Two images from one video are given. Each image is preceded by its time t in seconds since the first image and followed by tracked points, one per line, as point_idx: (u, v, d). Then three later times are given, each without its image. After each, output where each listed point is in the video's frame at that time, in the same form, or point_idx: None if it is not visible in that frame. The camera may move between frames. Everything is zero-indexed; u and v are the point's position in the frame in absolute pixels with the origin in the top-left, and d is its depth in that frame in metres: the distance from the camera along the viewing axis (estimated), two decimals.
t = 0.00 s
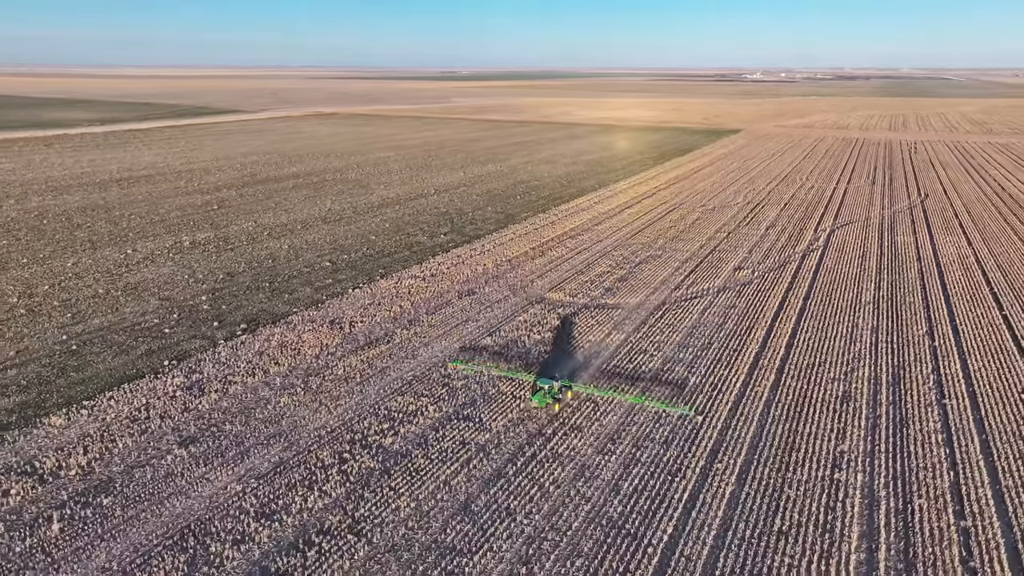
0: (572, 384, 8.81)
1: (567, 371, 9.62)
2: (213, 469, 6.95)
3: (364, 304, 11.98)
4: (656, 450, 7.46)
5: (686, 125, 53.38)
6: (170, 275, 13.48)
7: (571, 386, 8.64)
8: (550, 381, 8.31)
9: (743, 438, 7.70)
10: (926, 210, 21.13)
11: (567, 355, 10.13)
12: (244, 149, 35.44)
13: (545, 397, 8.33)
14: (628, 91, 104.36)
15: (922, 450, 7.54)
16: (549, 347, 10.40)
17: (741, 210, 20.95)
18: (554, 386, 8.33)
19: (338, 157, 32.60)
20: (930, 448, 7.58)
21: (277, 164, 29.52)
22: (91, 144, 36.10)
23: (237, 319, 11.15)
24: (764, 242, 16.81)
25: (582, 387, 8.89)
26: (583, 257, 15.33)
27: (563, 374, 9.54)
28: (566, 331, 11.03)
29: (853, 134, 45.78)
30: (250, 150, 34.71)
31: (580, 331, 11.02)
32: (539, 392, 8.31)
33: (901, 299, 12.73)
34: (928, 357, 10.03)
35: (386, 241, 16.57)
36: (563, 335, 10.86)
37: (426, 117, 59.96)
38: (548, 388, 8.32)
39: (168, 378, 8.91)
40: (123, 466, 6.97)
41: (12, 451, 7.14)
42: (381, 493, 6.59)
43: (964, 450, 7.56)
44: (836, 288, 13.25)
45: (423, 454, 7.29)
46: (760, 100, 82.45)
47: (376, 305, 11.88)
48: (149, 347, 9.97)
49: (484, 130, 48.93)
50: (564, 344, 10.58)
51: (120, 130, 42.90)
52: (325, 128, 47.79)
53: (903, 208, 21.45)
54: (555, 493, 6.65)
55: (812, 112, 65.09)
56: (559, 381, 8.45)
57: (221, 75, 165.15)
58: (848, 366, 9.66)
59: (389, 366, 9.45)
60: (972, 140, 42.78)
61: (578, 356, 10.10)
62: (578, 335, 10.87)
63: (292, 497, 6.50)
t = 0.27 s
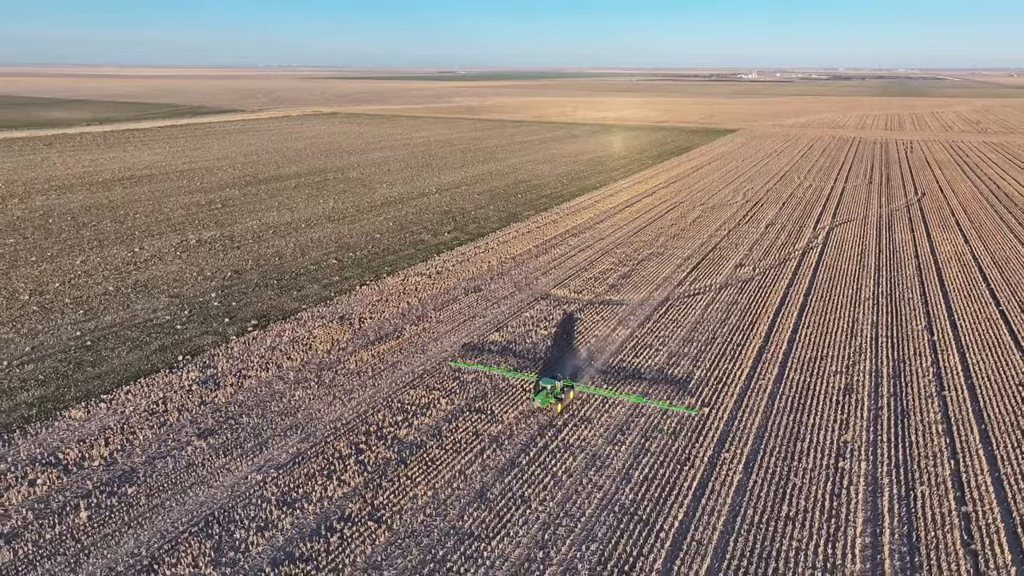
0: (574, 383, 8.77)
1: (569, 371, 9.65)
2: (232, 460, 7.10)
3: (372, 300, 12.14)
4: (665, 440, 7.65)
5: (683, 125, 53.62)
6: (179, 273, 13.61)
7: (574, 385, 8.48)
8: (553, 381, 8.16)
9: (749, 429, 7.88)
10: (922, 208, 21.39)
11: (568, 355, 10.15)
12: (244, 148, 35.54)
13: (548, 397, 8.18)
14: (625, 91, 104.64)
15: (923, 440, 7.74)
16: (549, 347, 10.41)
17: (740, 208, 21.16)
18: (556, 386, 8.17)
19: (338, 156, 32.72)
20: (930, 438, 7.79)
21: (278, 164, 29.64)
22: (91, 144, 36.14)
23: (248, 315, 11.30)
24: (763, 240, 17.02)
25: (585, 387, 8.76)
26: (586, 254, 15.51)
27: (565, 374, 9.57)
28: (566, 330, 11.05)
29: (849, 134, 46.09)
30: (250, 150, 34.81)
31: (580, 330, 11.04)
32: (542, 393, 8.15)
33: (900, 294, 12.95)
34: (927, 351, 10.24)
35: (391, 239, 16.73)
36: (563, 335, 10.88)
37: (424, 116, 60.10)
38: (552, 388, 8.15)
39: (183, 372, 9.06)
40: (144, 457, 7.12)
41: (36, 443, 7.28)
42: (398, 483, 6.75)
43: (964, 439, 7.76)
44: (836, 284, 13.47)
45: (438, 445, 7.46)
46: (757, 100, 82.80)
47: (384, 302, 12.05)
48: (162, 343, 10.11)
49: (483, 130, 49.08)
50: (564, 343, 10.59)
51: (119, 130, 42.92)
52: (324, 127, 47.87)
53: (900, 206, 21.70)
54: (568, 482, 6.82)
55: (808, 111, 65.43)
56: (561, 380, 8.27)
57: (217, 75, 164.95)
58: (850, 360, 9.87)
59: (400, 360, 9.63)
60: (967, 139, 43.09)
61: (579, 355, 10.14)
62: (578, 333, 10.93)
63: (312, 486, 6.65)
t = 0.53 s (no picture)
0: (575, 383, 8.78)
1: (570, 371, 9.63)
2: (251, 451, 7.26)
3: (379, 297, 12.31)
4: (672, 431, 7.84)
5: (680, 125, 53.87)
6: (186, 271, 13.74)
7: (575, 385, 8.51)
8: (555, 381, 8.17)
9: (754, 420, 8.08)
10: (918, 206, 21.67)
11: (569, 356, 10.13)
12: (243, 148, 35.64)
13: (550, 396, 8.18)
14: (621, 91, 104.96)
15: (923, 430, 7.95)
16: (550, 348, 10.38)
17: (739, 207, 21.39)
18: (558, 386, 8.19)
19: (337, 156, 32.87)
20: (930, 428, 8.00)
21: (278, 163, 29.74)
22: (90, 143, 36.18)
23: (257, 312, 11.44)
24: (763, 238, 17.25)
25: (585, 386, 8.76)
26: (588, 252, 15.71)
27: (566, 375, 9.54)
28: (566, 331, 11.03)
29: (844, 133, 46.45)
30: (249, 150, 34.91)
31: (580, 332, 11.01)
32: (544, 392, 8.14)
33: (898, 290, 13.19)
34: (926, 345, 10.46)
35: (395, 237, 16.89)
36: (563, 335, 10.86)
37: (422, 116, 60.26)
38: (554, 388, 8.14)
39: (198, 367, 9.21)
40: (164, 449, 7.27)
41: (57, 435, 7.43)
42: (414, 472, 6.92)
43: (963, 429, 7.97)
44: (835, 280, 13.69)
45: (451, 436, 7.64)
46: (752, 100, 83.19)
47: (392, 298, 12.23)
48: (174, 339, 10.26)
49: (480, 130, 49.25)
50: (565, 344, 10.57)
51: (118, 130, 42.95)
52: (322, 127, 47.98)
53: (896, 205, 21.97)
54: (579, 471, 7.00)
55: (804, 111, 65.82)
56: (563, 380, 8.27)
57: (212, 75, 164.69)
58: (850, 353, 10.08)
59: (410, 354, 9.83)
60: (961, 138, 43.43)
61: (579, 356, 10.11)
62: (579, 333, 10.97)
63: (331, 475, 6.81)
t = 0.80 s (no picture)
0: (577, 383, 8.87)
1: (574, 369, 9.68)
2: (269, 442, 7.42)
3: (387, 293, 12.49)
4: (680, 422, 8.03)
5: (676, 124, 54.12)
6: (194, 269, 13.87)
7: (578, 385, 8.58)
8: (558, 381, 8.26)
9: (759, 411, 8.27)
10: (915, 204, 21.93)
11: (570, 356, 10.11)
12: (243, 148, 35.73)
13: (553, 396, 8.26)
14: (618, 91, 105.24)
15: (923, 420, 8.16)
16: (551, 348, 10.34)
17: (738, 205, 21.62)
18: (561, 385, 8.28)
19: (338, 156, 33.00)
20: (930, 418, 8.21)
21: (279, 163, 29.86)
22: (90, 143, 36.22)
23: (267, 308, 11.59)
24: (762, 235, 17.47)
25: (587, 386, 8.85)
26: (591, 250, 15.89)
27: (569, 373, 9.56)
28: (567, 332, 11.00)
29: (840, 133, 46.78)
30: (249, 149, 35.00)
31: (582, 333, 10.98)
32: (547, 392, 8.22)
33: (897, 286, 13.41)
34: (925, 339, 10.68)
35: (399, 235, 17.06)
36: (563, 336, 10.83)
37: (420, 116, 60.40)
38: (556, 388, 8.23)
39: (212, 362, 9.37)
40: (184, 441, 7.42)
41: (78, 428, 7.58)
42: (430, 461, 7.09)
43: (962, 420, 8.19)
44: (835, 276, 13.92)
45: (464, 427, 7.82)
46: (748, 100, 83.52)
47: (399, 295, 12.40)
48: (187, 335, 10.41)
49: (479, 129, 49.42)
50: (567, 345, 10.55)
51: (116, 130, 42.97)
52: (321, 127, 48.07)
53: (893, 203, 22.22)
54: (591, 460, 7.19)
55: (800, 110, 66.18)
56: (565, 380, 8.37)
57: (207, 75, 164.42)
58: (851, 347, 10.29)
59: (421, 349, 10.01)
60: (956, 138, 43.78)
61: (580, 357, 10.07)
62: (582, 329, 11.11)
63: (349, 465, 6.98)
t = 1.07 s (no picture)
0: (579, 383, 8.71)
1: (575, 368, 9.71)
2: (286, 434, 7.58)
3: (394, 290, 12.65)
4: (687, 414, 8.22)
5: (673, 124, 54.34)
6: (202, 267, 14.01)
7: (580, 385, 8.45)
8: (561, 380, 8.12)
9: (764, 403, 8.47)
10: (911, 203, 22.18)
11: (572, 358, 10.05)
12: (242, 147, 35.80)
13: (556, 396, 8.10)
14: (614, 91, 105.51)
15: (923, 411, 8.38)
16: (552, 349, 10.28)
17: (737, 204, 21.83)
18: (564, 385, 8.13)
19: (337, 155, 33.10)
20: (930, 409, 8.43)
21: (279, 162, 29.96)
22: (89, 143, 36.25)
23: (276, 305, 11.73)
24: (762, 233, 17.68)
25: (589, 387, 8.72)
26: (593, 247, 16.07)
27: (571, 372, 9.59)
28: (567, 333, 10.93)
29: (836, 132, 47.11)
30: (249, 149, 35.08)
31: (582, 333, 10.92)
32: (551, 392, 8.05)
33: (895, 282, 13.65)
34: (924, 333, 10.90)
35: (403, 234, 17.21)
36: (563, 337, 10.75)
37: (417, 116, 60.52)
38: (559, 387, 8.07)
39: (226, 357, 9.52)
40: (203, 433, 7.57)
41: (98, 421, 7.73)
42: (445, 452, 7.26)
43: (961, 410, 8.40)
44: (834, 273, 14.15)
45: (477, 419, 8.00)
46: (744, 99, 83.86)
47: (406, 291, 12.57)
48: (199, 331, 10.55)
49: (477, 129, 49.57)
50: (568, 345, 10.50)
51: (115, 130, 42.98)
52: (319, 127, 48.15)
53: (890, 201, 22.47)
54: (602, 450, 7.38)
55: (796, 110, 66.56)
56: (568, 380, 8.23)
57: (202, 75, 164.15)
58: (852, 341, 10.51)
59: (430, 344, 10.19)
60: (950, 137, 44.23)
61: (581, 358, 10.01)
62: (587, 325, 11.26)
63: (366, 455, 7.15)
